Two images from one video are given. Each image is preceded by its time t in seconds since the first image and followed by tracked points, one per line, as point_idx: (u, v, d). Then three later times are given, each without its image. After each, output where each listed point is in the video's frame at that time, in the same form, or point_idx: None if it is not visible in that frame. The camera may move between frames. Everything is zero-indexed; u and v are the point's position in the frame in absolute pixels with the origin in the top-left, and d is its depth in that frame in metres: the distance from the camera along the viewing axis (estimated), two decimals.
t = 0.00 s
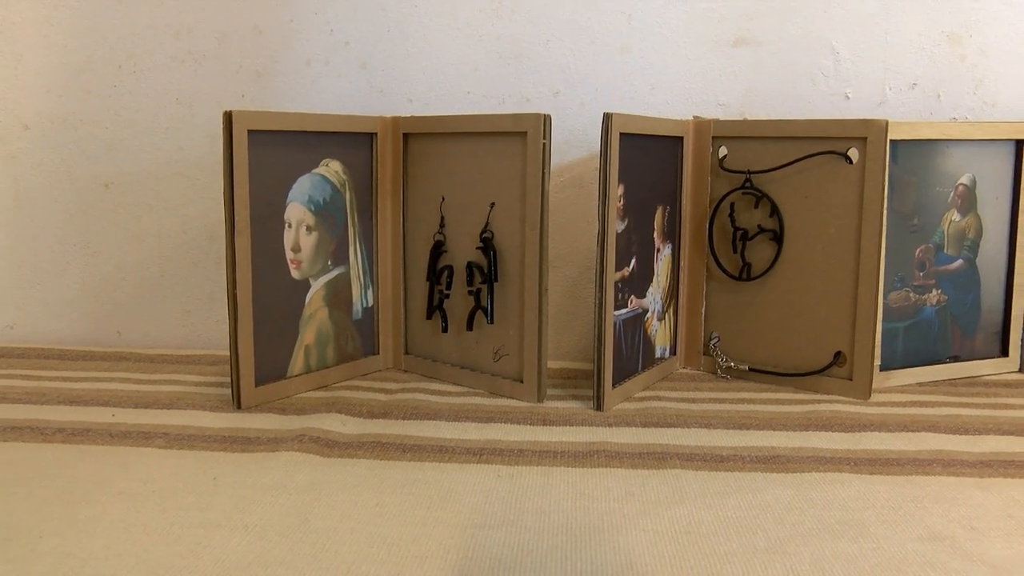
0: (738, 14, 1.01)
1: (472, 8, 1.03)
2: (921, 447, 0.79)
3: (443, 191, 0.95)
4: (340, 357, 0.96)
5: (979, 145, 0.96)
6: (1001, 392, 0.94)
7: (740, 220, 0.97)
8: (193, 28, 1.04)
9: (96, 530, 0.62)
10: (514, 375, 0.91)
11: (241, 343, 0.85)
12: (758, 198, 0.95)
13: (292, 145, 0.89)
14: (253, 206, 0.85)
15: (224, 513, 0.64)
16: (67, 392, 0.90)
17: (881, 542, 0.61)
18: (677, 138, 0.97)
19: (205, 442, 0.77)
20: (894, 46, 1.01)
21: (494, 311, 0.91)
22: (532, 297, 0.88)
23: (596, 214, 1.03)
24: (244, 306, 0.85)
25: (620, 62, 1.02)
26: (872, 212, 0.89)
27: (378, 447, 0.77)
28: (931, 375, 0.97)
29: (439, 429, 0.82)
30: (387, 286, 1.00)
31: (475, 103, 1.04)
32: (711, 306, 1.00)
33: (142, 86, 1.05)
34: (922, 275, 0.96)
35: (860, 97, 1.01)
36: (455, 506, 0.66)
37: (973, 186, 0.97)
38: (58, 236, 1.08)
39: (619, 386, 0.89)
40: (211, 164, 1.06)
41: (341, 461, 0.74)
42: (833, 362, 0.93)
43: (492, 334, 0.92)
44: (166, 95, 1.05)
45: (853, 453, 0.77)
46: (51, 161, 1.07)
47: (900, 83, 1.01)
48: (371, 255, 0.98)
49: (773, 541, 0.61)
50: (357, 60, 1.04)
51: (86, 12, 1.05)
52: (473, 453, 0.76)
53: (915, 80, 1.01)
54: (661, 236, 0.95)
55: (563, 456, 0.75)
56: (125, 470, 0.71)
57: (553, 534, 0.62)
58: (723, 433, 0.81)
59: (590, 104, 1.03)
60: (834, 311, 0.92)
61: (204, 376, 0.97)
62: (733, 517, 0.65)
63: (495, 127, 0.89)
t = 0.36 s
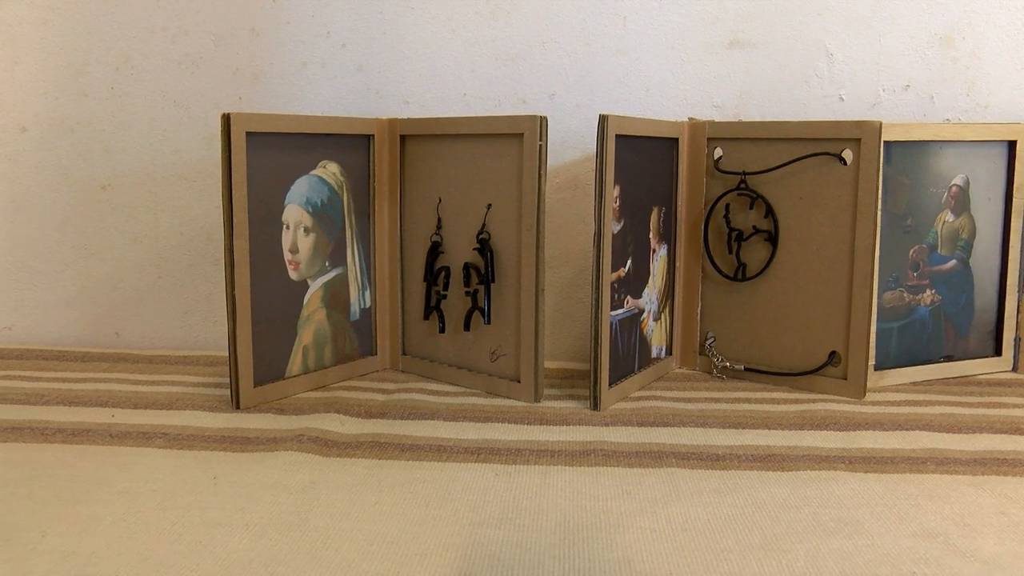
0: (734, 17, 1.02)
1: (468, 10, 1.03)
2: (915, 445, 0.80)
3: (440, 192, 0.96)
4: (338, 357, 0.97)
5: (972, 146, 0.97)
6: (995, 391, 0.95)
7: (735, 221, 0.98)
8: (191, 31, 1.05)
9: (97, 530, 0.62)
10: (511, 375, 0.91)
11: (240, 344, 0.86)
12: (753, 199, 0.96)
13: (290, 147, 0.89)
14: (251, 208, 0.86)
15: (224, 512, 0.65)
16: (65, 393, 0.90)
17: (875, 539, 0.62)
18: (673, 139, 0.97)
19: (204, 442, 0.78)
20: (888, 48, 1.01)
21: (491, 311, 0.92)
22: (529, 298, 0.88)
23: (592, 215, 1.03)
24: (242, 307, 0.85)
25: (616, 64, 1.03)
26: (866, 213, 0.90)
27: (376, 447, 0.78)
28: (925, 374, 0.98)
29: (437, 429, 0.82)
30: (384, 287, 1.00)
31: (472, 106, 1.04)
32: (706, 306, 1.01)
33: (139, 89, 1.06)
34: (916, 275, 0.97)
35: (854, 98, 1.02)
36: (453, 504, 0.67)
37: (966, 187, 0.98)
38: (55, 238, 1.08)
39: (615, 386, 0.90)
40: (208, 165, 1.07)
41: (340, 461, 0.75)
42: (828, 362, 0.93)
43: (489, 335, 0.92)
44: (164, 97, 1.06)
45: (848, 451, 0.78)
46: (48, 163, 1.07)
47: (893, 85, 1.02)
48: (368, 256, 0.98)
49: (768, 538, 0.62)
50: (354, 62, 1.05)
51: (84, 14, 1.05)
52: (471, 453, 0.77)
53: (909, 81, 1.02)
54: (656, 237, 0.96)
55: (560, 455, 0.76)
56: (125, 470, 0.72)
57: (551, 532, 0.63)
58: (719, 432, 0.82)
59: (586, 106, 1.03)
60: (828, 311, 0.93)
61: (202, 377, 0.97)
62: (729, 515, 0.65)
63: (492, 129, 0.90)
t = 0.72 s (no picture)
0: (732, 16, 1.02)
1: (467, 10, 1.03)
2: (915, 443, 0.80)
3: (439, 193, 0.96)
4: (338, 359, 0.97)
5: (970, 144, 0.97)
6: (994, 389, 0.95)
7: (734, 221, 0.98)
8: (190, 33, 1.05)
9: (98, 533, 0.62)
10: (512, 375, 0.91)
11: (240, 346, 0.86)
12: (752, 198, 0.96)
13: (289, 149, 0.89)
14: (251, 210, 0.86)
15: (225, 514, 0.65)
16: (66, 395, 0.91)
17: (874, 538, 0.62)
18: (671, 139, 0.97)
19: (205, 444, 0.78)
20: (886, 47, 1.01)
21: (490, 312, 0.92)
22: (528, 298, 0.89)
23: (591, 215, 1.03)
24: (243, 308, 0.86)
25: (615, 64, 1.03)
26: (864, 212, 0.90)
27: (377, 448, 0.78)
28: (924, 372, 0.98)
29: (438, 430, 0.83)
30: (383, 288, 1.00)
31: (471, 106, 1.05)
32: (705, 305, 1.00)
33: (138, 91, 1.06)
34: (915, 273, 0.97)
35: (852, 97, 1.02)
36: (454, 505, 0.67)
37: (965, 185, 0.98)
38: (56, 241, 1.09)
39: (615, 385, 0.90)
40: (208, 167, 1.07)
41: (340, 462, 0.75)
42: (827, 361, 0.93)
43: (489, 335, 0.93)
44: (163, 99, 1.06)
45: (847, 450, 0.78)
46: (48, 166, 1.07)
47: (892, 83, 1.02)
48: (368, 258, 0.99)
49: (768, 537, 0.62)
50: (353, 63, 1.05)
51: (83, 17, 1.05)
52: (471, 453, 0.77)
53: (907, 80, 1.02)
54: (656, 236, 0.96)
55: (560, 455, 0.76)
56: (126, 473, 0.72)
57: (550, 533, 0.63)
58: (719, 431, 0.82)
59: (585, 106, 1.03)
60: (827, 310, 0.93)
61: (202, 379, 0.97)
62: (729, 515, 0.66)
63: (491, 130, 0.90)
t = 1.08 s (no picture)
0: (707, 17, 1.02)
1: (443, 11, 1.04)
2: (881, 441, 0.80)
3: (413, 194, 0.96)
4: (314, 358, 0.97)
5: (942, 145, 0.98)
6: (964, 387, 0.96)
7: (708, 220, 0.98)
8: (167, 33, 1.05)
9: (64, 531, 0.63)
10: (485, 375, 0.92)
11: (213, 345, 0.86)
12: (725, 197, 0.96)
13: (264, 150, 0.90)
14: (224, 210, 0.86)
15: (191, 512, 0.66)
16: (40, 395, 0.91)
17: (833, 533, 0.63)
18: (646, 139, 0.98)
19: (176, 443, 0.79)
20: (859, 48, 1.02)
21: (465, 311, 0.92)
22: (501, 297, 0.89)
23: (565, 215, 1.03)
24: (216, 308, 0.86)
25: (590, 65, 1.03)
26: (835, 212, 0.91)
27: (347, 447, 0.78)
28: (896, 371, 0.99)
29: (409, 429, 0.83)
30: (359, 288, 1.01)
31: (447, 107, 1.05)
32: (680, 305, 1.00)
33: (116, 91, 1.06)
34: (887, 272, 0.98)
35: (826, 98, 1.03)
36: (419, 503, 0.68)
37: (936, 185, 0.99)
38: (34, 241, 1.09)
39: (587, 385, 0.90)
40: (185, 167, 1.07)
41: (310, 461, 0.75)
42: (799, 360, 0.94)
43: (462, 335, 0.93)
44: (141, 99, 1.06)
45: (814, 448, 0.79)
46: (26, 166, 1.08)
47: (865, 84, 1.02)
48: (343, 258, 0.99)
49: (728, 534, 0.63)
50: (330, 64, 1.05)
51: (61, 17, 1.05)
52: (440, 452, 0.78)
53: (881, 81, 1.02)
54: (630, 236, 0.96)
55: (528, 454, 0.77)
56: (96, 472, 0.72)
57: (513, 530, 0.64)
58: (688, 430, 0.83)
59: (561, 107, 1.04)
60: (800, 309, 0.93)
61: (178, 379, 0.97)
62: (691, 512, 0.66)
63: (464, 131, 0.90)
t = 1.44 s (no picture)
0: (672, 18, 1.02)
1: (411, 14, 1.04)
2: (837, 441, 0.81)
3: (378, 195, 0.97)
4: (280, 359, 0.98)
5: (905, 146, 0.99)
6: (926, 387, 0.96)
7: (673, 221, 0.98)
8: (135, 35, 1.06)
9: (14, 531, 0.63)
10: (448, 375, 0.92)
11: (176, 347, 0.86)
12: (690, 198, 0.96)
13: (228, 152, 0.90)
14: (187, 212, 0.87)
15: (144, 512, 0.66)
16: (4, 397, 0.91)
17: (779, 533, 0.63)
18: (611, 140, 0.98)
19: (135, 444, 0.79)
20: (825, 50, 1.02)
21: (428, 312, 0.93)
22: (463, 298, 0.90)
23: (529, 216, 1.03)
24: (179, 310, 0.86)
25: (558, 66, 1.04)
26: (798, 213, 0.91)
27: (305, 447, 0.79)
28: (860, 372, 0.99)
29: (369, 429, 0.84)
30: (326, 289, 1.01)
31: (418, 109, 1.06)
32: (646, 305, 1.00)
33: (85, 93, 1.07)
34: (851, 273, 0.98)
35: (791, 99, 1.03)
36: (371, 503, 0.68)
37: (900, 185, 0.99)
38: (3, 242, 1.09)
39: (549, 385, 0.91)
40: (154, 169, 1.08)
41: (267, 461, 0.76)
42: (762, 360, 0.94)
43: (426, 336, 0.94)
44: (109, 101, 1.07)
45: (770, 448, 0.79)
46: None
47: (831, 85, 1.02)
48: (310, 259, 0.99)
49: (675, 534, 0.63)
50: (298, 66, 1.06)
51: (28, 19, 1.05)
52: (397, 452, 0.78)
53: (846, 82, 1.02)
54: (594, 237, 0.97)
55: (485, 454, 0.77)
56: (52, 473, 0.73)
57: (462, 529, 0.64)
58: (646, 430, 0.83)
59: (528, 108, 1.04)
60: (763, 309, 0.93)
61: (144, 380, 0.98)
62: (640, 511, 0.67)
63: (427, 133, 0.91)
